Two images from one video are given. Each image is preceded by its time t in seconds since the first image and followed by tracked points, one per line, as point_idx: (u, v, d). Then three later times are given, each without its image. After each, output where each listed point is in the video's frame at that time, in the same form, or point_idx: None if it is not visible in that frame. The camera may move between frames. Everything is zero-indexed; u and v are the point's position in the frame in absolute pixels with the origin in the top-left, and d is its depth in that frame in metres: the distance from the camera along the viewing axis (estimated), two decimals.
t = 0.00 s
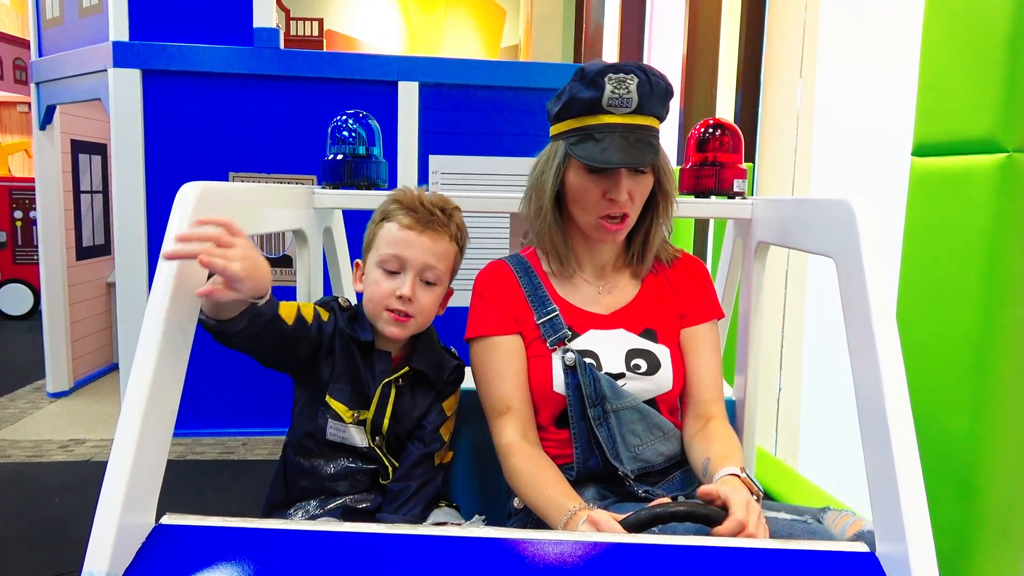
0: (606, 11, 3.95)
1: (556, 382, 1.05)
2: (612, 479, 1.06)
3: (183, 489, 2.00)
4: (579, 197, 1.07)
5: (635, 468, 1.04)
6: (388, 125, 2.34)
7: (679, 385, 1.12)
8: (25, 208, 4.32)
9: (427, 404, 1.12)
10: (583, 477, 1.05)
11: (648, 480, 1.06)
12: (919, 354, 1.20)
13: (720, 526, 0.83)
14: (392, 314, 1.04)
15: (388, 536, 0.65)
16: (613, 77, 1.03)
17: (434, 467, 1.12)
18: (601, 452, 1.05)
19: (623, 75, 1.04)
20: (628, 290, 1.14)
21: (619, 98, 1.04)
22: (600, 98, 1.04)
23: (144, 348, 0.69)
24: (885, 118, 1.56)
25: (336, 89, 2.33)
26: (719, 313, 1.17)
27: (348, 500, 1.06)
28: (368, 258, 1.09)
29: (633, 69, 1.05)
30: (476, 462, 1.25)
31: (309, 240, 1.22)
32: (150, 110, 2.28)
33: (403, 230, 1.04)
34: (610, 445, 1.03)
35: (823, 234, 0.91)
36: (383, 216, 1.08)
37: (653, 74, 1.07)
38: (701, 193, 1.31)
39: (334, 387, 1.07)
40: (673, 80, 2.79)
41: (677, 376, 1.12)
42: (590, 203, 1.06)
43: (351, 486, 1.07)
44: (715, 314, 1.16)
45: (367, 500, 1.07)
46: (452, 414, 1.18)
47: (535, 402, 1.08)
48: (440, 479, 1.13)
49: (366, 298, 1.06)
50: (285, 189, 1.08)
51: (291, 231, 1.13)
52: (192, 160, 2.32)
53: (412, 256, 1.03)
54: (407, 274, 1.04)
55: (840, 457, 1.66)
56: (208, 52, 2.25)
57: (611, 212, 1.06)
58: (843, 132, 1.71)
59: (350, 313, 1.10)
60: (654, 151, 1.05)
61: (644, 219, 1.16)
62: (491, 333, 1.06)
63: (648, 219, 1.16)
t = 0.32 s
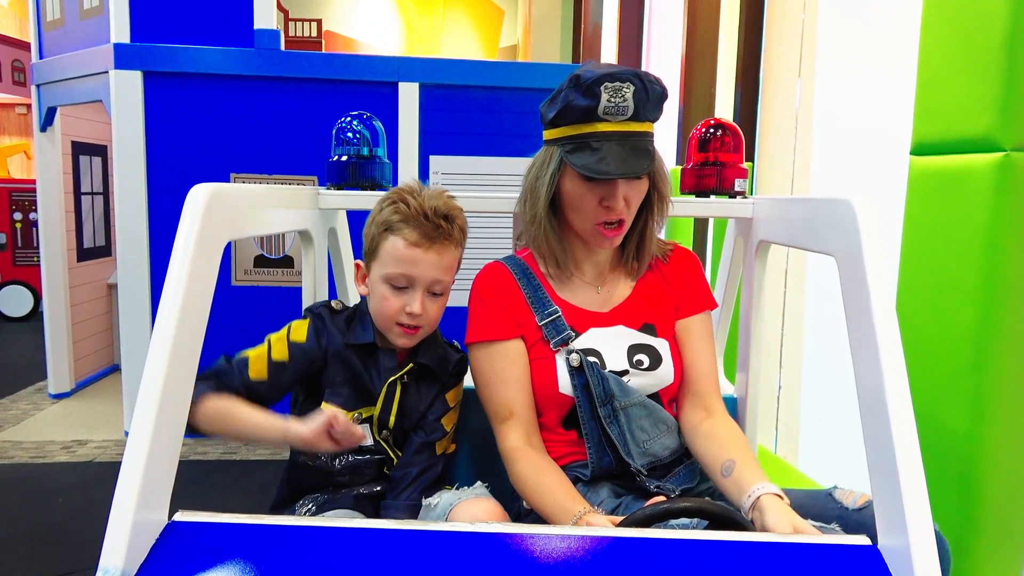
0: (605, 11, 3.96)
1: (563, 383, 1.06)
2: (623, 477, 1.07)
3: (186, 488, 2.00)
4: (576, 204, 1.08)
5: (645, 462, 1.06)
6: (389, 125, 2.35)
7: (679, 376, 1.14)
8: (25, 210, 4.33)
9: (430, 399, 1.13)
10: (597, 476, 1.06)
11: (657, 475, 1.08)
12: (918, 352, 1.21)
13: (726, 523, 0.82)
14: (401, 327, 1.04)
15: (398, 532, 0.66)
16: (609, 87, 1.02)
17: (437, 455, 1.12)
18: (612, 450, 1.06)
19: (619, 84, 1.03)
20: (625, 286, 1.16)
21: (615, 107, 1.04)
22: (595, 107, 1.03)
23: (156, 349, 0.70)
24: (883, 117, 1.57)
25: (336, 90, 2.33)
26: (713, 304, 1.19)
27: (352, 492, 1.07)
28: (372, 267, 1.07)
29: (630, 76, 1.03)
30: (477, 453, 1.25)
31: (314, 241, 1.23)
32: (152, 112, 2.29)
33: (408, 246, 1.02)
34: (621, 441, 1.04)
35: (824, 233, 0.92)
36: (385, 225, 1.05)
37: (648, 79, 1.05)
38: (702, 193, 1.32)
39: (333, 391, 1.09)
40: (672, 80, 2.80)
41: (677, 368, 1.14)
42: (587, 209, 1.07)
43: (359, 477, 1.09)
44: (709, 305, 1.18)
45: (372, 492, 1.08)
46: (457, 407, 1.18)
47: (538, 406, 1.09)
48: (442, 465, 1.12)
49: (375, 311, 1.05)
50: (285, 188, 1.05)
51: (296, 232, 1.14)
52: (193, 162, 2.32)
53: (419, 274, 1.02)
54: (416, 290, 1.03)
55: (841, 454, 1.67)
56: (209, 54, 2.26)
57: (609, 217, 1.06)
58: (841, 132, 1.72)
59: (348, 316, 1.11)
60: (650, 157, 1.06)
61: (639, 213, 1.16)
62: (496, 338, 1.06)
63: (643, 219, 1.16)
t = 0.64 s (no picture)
0: (602, 11, 3.97)
1: (553, 387, 1.07)
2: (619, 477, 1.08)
3: (187, 489, 2.01)
4: (564, 206, 1.09)
5: (640, 459, 1.08)
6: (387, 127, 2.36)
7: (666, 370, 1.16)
8: (23, 211, 4.33)
9: (434, 410, 1.14)
10: (593, 477, 1.07)
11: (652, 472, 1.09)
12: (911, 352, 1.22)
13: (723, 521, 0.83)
14: (410, 352, 1.05)
15: (398, 531, 0.67)
16: (596, 89, 1.05)
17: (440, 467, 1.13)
18: (607, 450, 1.07)
19: (605, 86, 1.06)
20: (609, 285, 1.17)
21: (601, 108, 1.06)
22: (583, 109, 1.06)
23: (160, 353, 0.71)
24: (877, 119, 1.58)
25: (334, 92, 2.34)
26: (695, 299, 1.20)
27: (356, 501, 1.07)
28: (381, 289, 1.06)
29: (614, 79, 1.07)
30: (475, 454, 1.26)
31: (314, 244, 1.24)
32: (150, 113, 2.30)
33: (421, 278, 1.01)
34: (615, 441, 1.06)
35: (819, 236, 0.93)
36: (397, 252, 1.04)
37: (631, 82, 1.09)
38: (699, 194, 1.33)
39: (328, 409, 1.07)
40: (669, 81, 2.81)
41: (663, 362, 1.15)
42: (576, 210, 1.08)
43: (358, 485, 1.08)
44: (691, 301, 1.19)
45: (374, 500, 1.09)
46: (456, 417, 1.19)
47: (531, 412, 1.10)
48: (444, 479, 1.14)
49: (384, 334, 1.06)
50: (286, 194, 1.05)
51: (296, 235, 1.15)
52: (191, 163, 2.33)
53: (431, 305, 1.02)
54: (427, 319, 1.03)
55: (836, 452, 1.69)
56: (208, 56, 2.27)
57: (598, 219, 1.08)
58: (836, 133, 1.74)
59: (348, 337, 1.10)
60: (636, 157, 1.08)
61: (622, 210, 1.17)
62: (486, 346, 1.07)
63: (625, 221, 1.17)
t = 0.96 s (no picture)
0: (599, 13, 3.98)
1: (550, 389, 1.08)
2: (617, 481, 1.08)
3: (185, 490, 2.02)
4: (565, 202, 1.10)
5: (637, 463, 1.08)
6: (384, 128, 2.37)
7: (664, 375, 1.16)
8: (20, 212, 4.33)
9: (420, 412, 1.14)
10: (590, 479, 1.07)
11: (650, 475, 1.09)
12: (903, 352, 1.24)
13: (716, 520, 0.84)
14: (396, 352, 1.05)
15: (394, 532, 0.68)
16: (593, 84, 1.07)
17: (430, 469, 1.14)
18: (604, 453, 1.07)
19: (603, 82, 1.07)
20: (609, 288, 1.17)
21: (599, 104, 1.07)
22: (581, 105, 1.07)
23: (159, 356, 0.71)
24: (872, 121, 1.59)
25: (332, 94, 2.35)
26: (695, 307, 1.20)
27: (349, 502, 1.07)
28: (363, 292, 1.07)
29: (611, 76, 1.08)
30: (468, 455, 1.27)
31: (312, 246, 1.24)
32: (147, 115, 2.30)
33: (399, 278, 1.02)
34: (611, 444, 1.06)
35: (811, 238, 0.94)
36: (374, 254, 1.04)
37: (628, 81, 1.10)
38: (694, 197, 1.33)
39: (313, 414, 1.08)
40: (666, 83, 2.83)
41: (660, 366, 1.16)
42: (577, 207, 1.08)
43: (350, 486, 1.09)
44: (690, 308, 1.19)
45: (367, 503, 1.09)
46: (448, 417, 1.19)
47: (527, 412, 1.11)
48: (436, 479, 1.15)
49: (369, 337, 1.06)
50: (286, 198, 1.07)
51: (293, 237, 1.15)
52: (188, 165, 2.33)
53: (412, 304, 1.02)
54: (410, 318, 1.03)
55: (831, 453, 1.70)
56: (206, 58, 2.27)
57: (599, 215, 1.08)
58: (832, 135, 1.74)
59: (330, 345, 1.10)
60: (635, 154, 1.09)
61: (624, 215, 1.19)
62: (485, 346, 1.08)
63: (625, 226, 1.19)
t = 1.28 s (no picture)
0: (595, 15, 3.99)
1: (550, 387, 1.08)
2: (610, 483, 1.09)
3: (181, 493, 2.01)
4: (558, 218, 1.09)
5: (632, 468, 1.07)
6: (380, 131, 2.37)
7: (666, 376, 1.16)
8: (14, 215, 4.32)
9: (411, 412, 1.14)
10: (582, 479, 1.07)
11: (643, 480, 1.09)
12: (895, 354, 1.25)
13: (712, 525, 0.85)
14: (386, 344, 1.04)
15: (386, 536, 0.68)
16: (581, 108, 1.03)
17: (425, 469, 1.14)
18: (597, 454, 1.07)
19: (592, 105, 1.03)
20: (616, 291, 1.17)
21: (588, 128, 1.04)
22: (570, 128, 1.05)
23: (153, 360, 0.71)
24: (865, 124, 1.60)
25: (328, 97, 2.35)
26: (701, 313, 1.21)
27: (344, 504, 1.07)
28: (347, 288, 1.07)
29: (602, 96, 1.04)
30: (462, 459, 1.27)
31: (306, 250, 1.25)
32: (143, 118, 2.30)
33: (383, 267, 1.02)
34: (604, 447, 1.06)
35: (803, 242, 0.94)
36: (356, 247, 1.04)
37: (625, 97, 1.05)
38: (687, 201, 1.34)
39: (303, 418, 1.08)
40: (661, 85, 2.83)
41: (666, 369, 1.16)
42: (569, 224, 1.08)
43: (346, 489, 1.09)
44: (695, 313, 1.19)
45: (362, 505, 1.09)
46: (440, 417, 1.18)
47: (518, 409, 1.12)
48: (430, 479, 1.14)
49: (357, 332, 1.06)
50: (284, 202, 1.09)
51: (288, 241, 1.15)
52: (184, 168, 2.33)
53: (398, 291, 1.02)
54: (397, 308, 1.03)
55: (825, 455, 1.70)
56: (201, 61, 2.27)
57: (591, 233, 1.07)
58: (826, 138, 1.75)
59: (318, 348, 1.10)
60: (630, 174, 1.05)
61: (631, 224, 1.15)
62: (479, 344, 1.08)
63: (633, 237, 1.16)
